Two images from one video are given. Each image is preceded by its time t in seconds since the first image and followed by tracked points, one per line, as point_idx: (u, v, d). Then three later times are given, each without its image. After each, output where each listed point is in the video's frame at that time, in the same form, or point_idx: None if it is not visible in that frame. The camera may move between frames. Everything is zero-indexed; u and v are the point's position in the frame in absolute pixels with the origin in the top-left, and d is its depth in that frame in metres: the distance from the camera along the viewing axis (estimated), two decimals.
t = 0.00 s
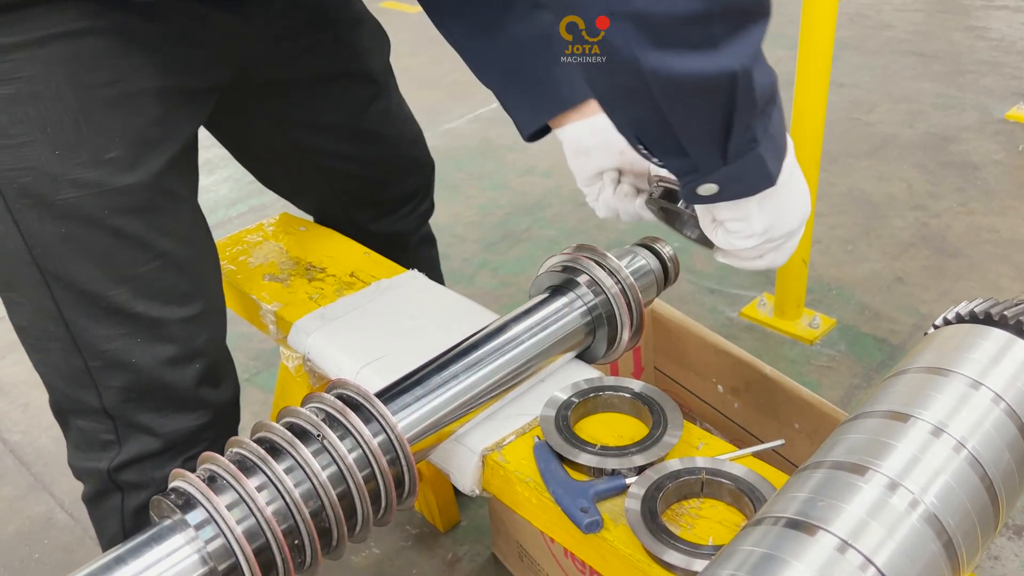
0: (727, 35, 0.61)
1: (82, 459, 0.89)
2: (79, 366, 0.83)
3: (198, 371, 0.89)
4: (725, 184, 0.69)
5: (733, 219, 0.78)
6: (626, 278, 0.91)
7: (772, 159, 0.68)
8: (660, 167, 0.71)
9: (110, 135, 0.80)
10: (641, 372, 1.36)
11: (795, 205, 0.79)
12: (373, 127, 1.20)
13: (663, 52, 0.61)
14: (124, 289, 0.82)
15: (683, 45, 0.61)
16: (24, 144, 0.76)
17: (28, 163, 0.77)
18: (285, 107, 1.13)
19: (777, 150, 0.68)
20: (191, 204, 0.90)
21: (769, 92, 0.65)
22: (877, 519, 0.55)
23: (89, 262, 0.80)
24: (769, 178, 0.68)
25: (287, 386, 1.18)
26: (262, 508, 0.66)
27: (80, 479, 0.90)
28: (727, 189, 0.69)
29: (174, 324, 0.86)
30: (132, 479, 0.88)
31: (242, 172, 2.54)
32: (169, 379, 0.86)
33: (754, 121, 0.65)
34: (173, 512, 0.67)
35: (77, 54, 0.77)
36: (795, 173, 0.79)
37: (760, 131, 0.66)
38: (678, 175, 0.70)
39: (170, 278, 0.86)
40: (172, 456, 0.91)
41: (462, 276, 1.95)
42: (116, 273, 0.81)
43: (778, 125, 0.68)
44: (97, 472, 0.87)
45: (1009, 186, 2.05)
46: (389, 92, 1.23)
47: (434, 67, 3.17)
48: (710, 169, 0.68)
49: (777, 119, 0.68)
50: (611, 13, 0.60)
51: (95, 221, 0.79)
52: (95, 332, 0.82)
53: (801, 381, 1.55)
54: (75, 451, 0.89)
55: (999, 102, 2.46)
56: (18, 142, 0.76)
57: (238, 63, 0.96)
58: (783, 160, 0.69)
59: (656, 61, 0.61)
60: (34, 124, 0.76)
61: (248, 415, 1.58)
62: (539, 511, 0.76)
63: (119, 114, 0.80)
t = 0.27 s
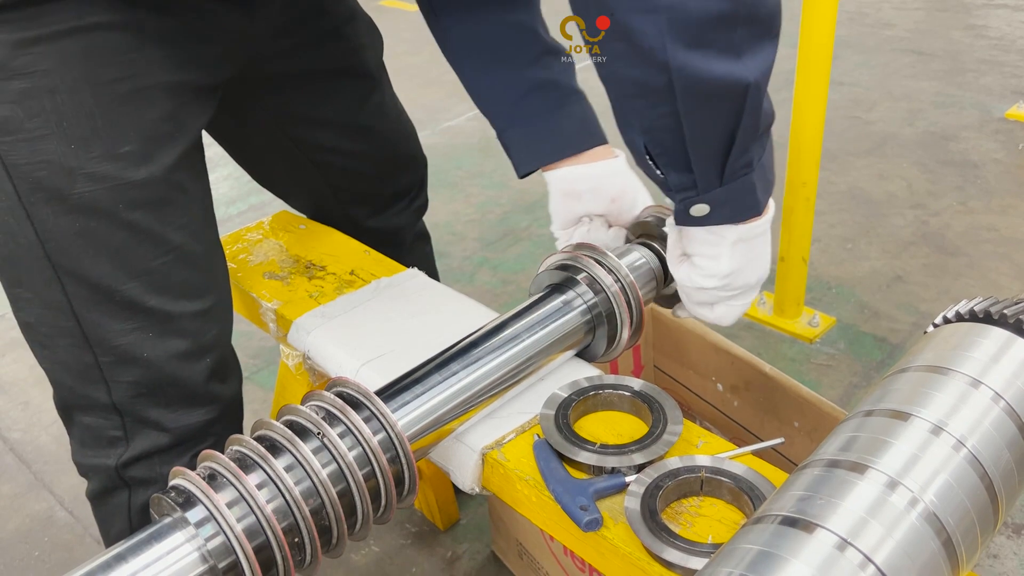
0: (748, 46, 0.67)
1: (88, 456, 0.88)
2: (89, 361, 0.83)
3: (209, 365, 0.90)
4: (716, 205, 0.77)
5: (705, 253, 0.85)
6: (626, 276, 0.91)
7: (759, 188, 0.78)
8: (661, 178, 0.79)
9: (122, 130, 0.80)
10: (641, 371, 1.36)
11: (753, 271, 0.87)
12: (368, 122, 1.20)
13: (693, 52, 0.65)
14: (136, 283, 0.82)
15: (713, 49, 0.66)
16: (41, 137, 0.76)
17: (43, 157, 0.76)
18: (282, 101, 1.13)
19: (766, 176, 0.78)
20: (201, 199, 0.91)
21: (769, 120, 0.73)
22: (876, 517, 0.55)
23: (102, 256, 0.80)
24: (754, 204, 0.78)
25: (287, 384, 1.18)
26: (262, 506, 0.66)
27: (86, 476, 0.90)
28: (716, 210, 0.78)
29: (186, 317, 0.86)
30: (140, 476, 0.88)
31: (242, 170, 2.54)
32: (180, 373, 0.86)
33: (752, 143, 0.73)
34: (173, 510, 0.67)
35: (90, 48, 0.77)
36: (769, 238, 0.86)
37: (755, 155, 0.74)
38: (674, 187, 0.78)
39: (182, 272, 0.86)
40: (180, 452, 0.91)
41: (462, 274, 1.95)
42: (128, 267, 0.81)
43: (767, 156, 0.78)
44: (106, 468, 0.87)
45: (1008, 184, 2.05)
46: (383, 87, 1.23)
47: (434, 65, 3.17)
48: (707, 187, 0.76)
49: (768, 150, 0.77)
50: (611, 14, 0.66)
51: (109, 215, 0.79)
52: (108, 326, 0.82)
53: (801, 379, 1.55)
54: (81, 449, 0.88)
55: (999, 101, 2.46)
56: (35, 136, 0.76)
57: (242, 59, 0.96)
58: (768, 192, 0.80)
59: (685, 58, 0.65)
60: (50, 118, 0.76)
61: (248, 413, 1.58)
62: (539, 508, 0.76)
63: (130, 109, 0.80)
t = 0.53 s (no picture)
0: (742, 47, 0.68)
1: (86, 453, 0.88)
2: (88, 359, 0.83)
3: (207, 364, 0.90)
4: (706, 210, 0.78)
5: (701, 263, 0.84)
6: (626, 275, 0.91)
7: (750, 193, 0.78)
8: (652, 182, 0.79)
9: (122, 128, 0.80)
10: (641, 369, 1.37)
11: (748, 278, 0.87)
12: (365, 121, 1.20)
13: (688, 49, 0.66)
14: (135, 282, 0.82)
15: (708, 47, 0.67)
16: (41, 136, 0.76)
17: (43, 155, 0.76)
18: (281, 99, 1.14)
19: (757, 182, 0.79)
20: (200, 197, 0.90)
21: (760, 124, 0.74)
22: (876, 516, 0.55)
23: (101, 254, 0.80)
24: (744, 210, 0.79)
25: (286, 382, 1.18)
26: (261, 504, 0.66)
27: (84, 474, 0.90)
28: (706, 216, 0.79)
29: (184, 316, 0.86)
30: (138, 473, 0.88)
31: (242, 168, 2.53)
32: (178, 372, 0.86)
33: (744, 147, 0.74)
34: (173, 508, 0.67)
35: (91, 47, 0.77)
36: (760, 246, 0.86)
37: (746, 160, 0.75)
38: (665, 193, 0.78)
39: (181, 270, 0.86)
40: (179, 450, 0.91)
41: (462, 273, 1.95)
42: (127, 266, 0.81)
43: (758, 162, 0.79)
44: (104, 466, 0.87)
45: (1008, 183, 2.05)
46: (380, 87, 1.23)
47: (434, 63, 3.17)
48: (699, 191, 0.77)
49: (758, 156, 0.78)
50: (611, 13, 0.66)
51: (109, 213, 0.79)
52: (107, 325, 0.82)
53: (801, 378, 1.55)
54: (80, 447, 0.88)
55: (999, 100, 2.46)
56: (36, 134, 0.75)
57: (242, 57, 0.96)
58: (757, 199, 0.80)
59: (682, 54, 0.66)
60: (50, 116, 0.76)
61: (247, 411, 1.58)
62: (538, 507, 0.76)
63: (130, 108, 0.80)
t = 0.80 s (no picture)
0: (734, 49, 0.68)
1: (84, 451, 0.88)
2: (85, 357, 0.83)
3: (204, 363, 0.89)
4: (698, 211, 0.78)
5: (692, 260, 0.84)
6: (625, 272, 0.91)
7: (743, 196, 0.78)
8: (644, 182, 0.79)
9: (117, 126, 0.79)
10: (640, 367, 1.37)
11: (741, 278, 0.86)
12: (363, 119, 1.20)
13: (676, 53, 0.67)
14: (131, 280, 0.82)
15: (697, 50, 0.67)
16: (35, 134, 0.76)
17: (37, 153, 0.76)
18: (280, 99, 1.14)
19: (750, 184, 0.78)
20: (197, 195, 0.90)
21: (754, 126, 0.74)
22: (875, 512, 0.55)
23: (97, 252, 0.79)
24: (737, 212, 0.78)
25: (286, 379, 1.18)
26: (260, 501, 0.66)
27: (82, 473, 0.90)
28: (698, 217, 0.78)
29: (181, 315, 0.86)
30: (136, 472, 0.88)
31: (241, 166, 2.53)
32: (175, 370, 0.86)
33: (736, 149, 0.74)
34: (171, 504, 0.67)
35: (86, 45, 0.77)
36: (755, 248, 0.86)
37: (739, 162, 0.75)
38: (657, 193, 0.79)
39: (178, 269, 0.86)
40: (177, 448, 0.91)
41: (461, 270, 1.94)
42: (124, 264, 0.81)
43: (752, 163, 0.78)
44: (101, 464, 0.87)
45: (1007, 181, 2.05)
46: (380, 85, 1.23)
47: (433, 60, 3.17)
48: (690, 192, 0.77)
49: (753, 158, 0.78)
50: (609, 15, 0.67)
51: (104, 211, 0.79)
52: (103, 324, 0.82)
53: (800, 376, 1.55)
54: (78, 445, 0.88)
55: (999, 98, 2.46)
56: (29, 132, 0.75)
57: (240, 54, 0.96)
58: (751, 200, 0.80)
59: (668, 58, 0.66)
60: (44, 114, 0.76)
61: (247, 409, 1.58)
62: (537, 504, 0.76)
63: (126, 105, 0.80)
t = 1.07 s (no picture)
0: (727, 51, 0.68)
1: (82, 449, 0.88)
2: (81, 355, 0.83)
3: (200, 361, 0.89)
4: (693, 215, 0.78)
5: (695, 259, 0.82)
6: (625, 270, 0.90)
7: (739, 199, 0.78)
8: (639, 188, 0.79)
9: (112, 124, 0.79)
10: (639, 365, 1.37)
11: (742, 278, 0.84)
12: (365, 117, 1.20)
13: (669, 55, 0.67)
14: (127, 278, 0.82)
15: (688, 53, 0.67)
16: (28, 132, 0.75)
17: (31, 151, 0.76)
18: (281, 98, 1.14)
19: (746, 187, 0.78)
20: (192, 192, 0.91)
21: (747, 129, 0.74)
22: (874, 510, 0.55)
23: (92, 250, 0.79)
24: (733, 215, 0.78)
25: (285, 377, 1.18)
26: (260, 498, 0.66)
27: (80, 470, 0.90)
28: (693, 221, 0.78)
29: (176, 312, 0.86)
30: (133, 470, 0.88)
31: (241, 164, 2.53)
32: (171, 368, 0.86)
33: (731, 152, 0.74)
34: (171, 501, 0.67)
35: (80, 42, 0.77)
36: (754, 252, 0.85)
37: (734, 166, 0.75)
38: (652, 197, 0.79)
39: (172, 267, 0.86)
40: (173, 446, 0.91)
41: (461, 268, 1.95)
42: (119, 262, 0.81)
43: (746, 166, 0.78)
44: (98, 462, 0.87)
45: (1007, 179, 2.05)
46: (382, 83, 1.22)
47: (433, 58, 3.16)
48: (686, 196, 0.77)
49: (746, 162, 0.77)
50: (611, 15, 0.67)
51: (99, 210, 0.79)
52: (99, 322, 0.81)
53: (799, 374, 1.55)
54: (75, 442, 0.88)
55: (998, 96, 2.46)
56: (23, 130, 0.75)
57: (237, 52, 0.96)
58: (747, 203, 0.80)
59: (660, 61, 0.67)
60: (38, 112, 0.76)
61: (246, 407, 1.58)
62: (536, 501, 0.76)
63: (121, 103, 0.80)
